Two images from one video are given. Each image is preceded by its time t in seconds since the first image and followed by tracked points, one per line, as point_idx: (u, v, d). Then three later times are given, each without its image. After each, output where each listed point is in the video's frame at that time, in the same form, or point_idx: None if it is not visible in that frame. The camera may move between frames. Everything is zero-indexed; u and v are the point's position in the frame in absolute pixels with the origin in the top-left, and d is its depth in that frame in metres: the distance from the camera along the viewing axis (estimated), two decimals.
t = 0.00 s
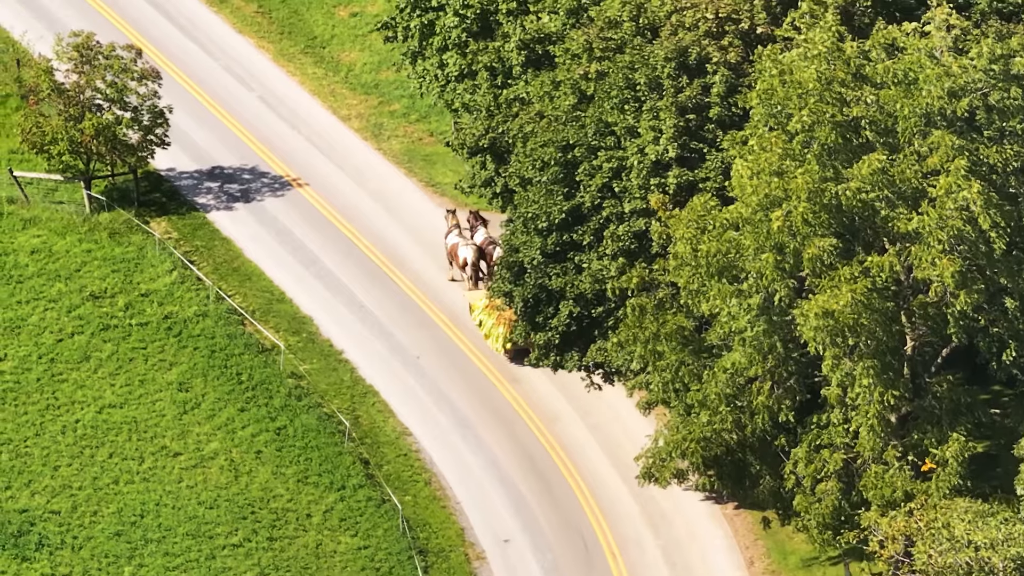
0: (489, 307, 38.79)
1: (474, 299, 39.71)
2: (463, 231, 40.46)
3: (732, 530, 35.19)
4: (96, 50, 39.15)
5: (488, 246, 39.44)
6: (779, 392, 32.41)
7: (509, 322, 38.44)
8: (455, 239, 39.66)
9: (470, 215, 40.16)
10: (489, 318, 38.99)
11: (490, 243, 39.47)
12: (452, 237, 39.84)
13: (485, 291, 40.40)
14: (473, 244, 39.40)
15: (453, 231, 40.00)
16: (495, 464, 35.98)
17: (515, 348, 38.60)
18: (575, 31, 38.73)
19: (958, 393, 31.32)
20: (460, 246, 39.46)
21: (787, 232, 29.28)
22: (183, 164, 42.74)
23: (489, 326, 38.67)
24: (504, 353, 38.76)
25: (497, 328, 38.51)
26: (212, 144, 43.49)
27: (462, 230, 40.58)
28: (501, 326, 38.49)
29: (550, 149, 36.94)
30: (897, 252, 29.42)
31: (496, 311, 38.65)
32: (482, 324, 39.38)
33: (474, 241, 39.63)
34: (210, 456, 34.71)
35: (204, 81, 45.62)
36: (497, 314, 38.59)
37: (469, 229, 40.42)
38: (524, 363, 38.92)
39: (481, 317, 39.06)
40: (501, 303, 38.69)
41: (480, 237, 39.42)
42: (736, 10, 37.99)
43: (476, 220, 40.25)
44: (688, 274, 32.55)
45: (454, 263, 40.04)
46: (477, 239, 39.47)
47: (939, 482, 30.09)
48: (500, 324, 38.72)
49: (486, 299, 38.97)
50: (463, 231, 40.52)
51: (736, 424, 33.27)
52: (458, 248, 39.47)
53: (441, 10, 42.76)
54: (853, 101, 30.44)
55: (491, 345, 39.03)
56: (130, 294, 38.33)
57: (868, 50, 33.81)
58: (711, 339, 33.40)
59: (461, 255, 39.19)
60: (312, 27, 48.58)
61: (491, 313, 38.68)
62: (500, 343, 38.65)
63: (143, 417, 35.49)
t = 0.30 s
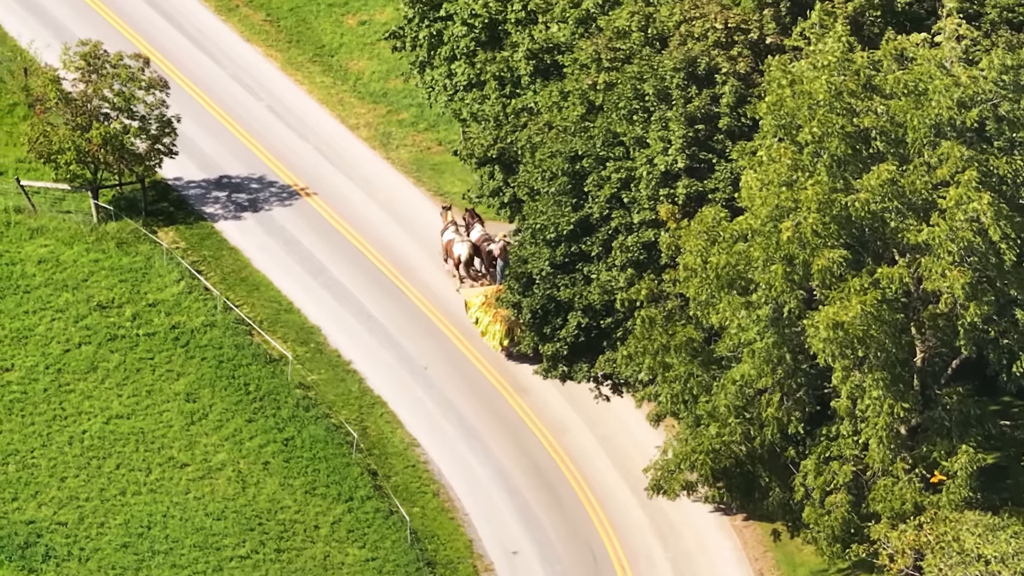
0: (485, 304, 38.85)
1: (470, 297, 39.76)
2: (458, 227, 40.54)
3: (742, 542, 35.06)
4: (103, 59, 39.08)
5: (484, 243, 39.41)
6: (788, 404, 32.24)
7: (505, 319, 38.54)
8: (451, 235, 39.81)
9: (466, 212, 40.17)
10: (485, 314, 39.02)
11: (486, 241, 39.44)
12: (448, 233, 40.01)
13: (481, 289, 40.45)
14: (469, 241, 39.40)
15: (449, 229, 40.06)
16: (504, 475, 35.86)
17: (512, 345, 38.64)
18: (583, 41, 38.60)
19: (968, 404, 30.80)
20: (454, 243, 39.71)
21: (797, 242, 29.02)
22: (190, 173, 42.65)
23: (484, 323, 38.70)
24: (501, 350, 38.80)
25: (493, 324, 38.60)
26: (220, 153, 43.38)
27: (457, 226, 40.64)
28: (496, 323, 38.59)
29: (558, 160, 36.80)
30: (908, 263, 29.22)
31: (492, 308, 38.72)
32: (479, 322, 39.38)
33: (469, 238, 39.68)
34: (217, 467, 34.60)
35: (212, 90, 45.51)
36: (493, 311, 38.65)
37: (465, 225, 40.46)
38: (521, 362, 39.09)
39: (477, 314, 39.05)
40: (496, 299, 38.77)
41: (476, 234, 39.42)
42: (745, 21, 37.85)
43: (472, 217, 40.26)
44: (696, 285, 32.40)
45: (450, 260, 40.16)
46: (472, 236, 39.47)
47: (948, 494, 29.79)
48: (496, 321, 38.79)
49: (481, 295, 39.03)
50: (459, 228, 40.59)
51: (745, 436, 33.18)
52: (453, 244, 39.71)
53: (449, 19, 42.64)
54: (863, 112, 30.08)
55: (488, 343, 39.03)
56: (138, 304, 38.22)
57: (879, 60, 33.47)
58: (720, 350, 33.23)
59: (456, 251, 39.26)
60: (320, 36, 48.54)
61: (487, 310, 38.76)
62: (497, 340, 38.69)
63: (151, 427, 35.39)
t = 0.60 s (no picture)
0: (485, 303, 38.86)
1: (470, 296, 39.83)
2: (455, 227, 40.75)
3: (754, 556, 34.81)
4: (115, 69, 39.05)
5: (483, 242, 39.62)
6: (801, 417, 32.06)
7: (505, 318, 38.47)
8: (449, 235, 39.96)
9: (464, 211, 40.51)
10: (485, 314, 39.07)
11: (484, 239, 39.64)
12: (446, 233, 40.06)
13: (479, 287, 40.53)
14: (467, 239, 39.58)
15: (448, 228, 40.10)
16: (516, 487, 35.73)
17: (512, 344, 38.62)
18: (596, 53, 38.51)
19: (982, 418, 30.41)
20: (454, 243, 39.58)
21: (810, 255, 28.97)
22: (201, 183, 42.55)
23: (484, 322, 38.67)
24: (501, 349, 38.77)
25: (493, 324, 38.54)
26: (231, 164, 43.27)
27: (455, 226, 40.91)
28: (497, 322, 38.51)
29: (570, 172, 36.75)
30: (921, 276, 29.05)
31: (491, 307, 38.70)
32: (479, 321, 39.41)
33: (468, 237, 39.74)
34: (228, 480, 34.48)
35: (223, 100, 45.41)
36: (492, 310, 38.62)
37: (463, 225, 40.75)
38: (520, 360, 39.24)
39: (476, 313, 39.10)
40: (496, 298, 38.75)
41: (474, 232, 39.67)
42: (758, 33, 37.35)
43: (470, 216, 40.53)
44: (709, 298, 32.26)
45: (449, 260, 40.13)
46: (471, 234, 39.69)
47: (963, 509, 29.74)
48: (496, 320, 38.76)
49: (481, 295, 39.03)
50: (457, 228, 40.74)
51: (758, 449, 33.03)
52: (452, 244, 39.56)
53: (462, 30, 42.57)
54: (876, 124, 29.75)
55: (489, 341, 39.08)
56: (149, 315, 38.13)
57: (893, 73, 33.30)
58: (733, 363, 33.06)
59: (456, 251, 39.22)
60: (333, 46, 48.40)
61: (487, 309, 38.74)
62: (497, 339, 38.64)
63: (162, 440, 35.28)
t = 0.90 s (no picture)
0: (485, 300, 38.95)
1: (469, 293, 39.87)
2: (455, 224, 41.02)
3: (768, 567, 34.58)
4: (126, 78, 38.67)
5: (482, 239, 39.85)
6: (814, 429, 31.84)
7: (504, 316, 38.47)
8: (448, 231, 40.25)
9: (463, 208, 40.84)
10: (485, 311, 39.10)
11: (483, 236, 39.84)
12: (446, 229, 40.38)
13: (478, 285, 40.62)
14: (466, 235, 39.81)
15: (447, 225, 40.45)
16: (528, 498, 35.53)
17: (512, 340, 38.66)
18: (608, 63, 38.30)
19: (996, 429, 30.29)
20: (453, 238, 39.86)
21: (824, 267, 28.69)
22: (213, 192, 42.43)
23: (485, 319, 38.70)
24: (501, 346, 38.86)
25: (492, 321, 38.57)
26: (242, 172, 43.15)
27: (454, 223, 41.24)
28: (496, 319, 38.55)
29: (582, 182, 36.62)
30: (935, 287, 28.76)
31: (491, 304, 38.76)
32: (478, 318, 39.46)
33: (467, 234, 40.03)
34: (240, 490, 34.33)
35: (235, 108, 45.28)
36: (492, 307, 38.68)
37: (463, 222, 41.01)
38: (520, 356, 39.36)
39: (477, 310, 39.17)
40: (495, 296, 38.83)
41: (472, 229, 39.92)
42: (772, 42, 36.96)
43: (470, 215, 40.86)
44: (722, 309, 32.10)
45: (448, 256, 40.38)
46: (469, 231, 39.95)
47: (976, 521, 29.59)
48: (496, 316, 38.82)
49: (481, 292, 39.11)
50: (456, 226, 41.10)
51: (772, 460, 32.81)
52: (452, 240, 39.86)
53: (474, 39, 42.46)
54: (890, 135, 29.47)
55: (489, 337, 39.14)
56: (160, 325, 38.03)
57: (906, 84, 33.01)
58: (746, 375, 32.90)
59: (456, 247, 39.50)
60: (345, 53, 48.30)
61: (487, 306, 38.82)
62: (497, 335, 38.67)
63: (173, 450, 35.15)
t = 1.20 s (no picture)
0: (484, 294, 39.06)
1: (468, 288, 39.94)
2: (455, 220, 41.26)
3: None
4: (137, 84, 38.79)
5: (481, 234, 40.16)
6: (828, 438, 31.65)
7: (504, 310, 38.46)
8: (447, 226, 40.70)
9: (463, 202, 41.05)
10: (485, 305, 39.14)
11: (482, 231, 40.10)
12: (445, 224, 40.81)
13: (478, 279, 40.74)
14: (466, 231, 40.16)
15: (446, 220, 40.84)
16: (541, 507, 35.40)
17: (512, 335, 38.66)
18: (621, 70, 38.16)
19: (1010, 439, 29.91)
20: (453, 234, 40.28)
21: (837, 277, 28.59)
22: (225, 199, 42.30)
23: (484, 314, 38.78)
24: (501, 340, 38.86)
25: (492, 315, 38.54)
26: (255, 179, 43.02)
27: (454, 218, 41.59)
28: (496, 314, 38.54)
29: (596, 191, 36.53)
30: (949, 296, 28.34)
31: (491, 299, 38.72)
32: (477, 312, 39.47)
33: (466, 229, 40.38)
34: (251, 499, 34.22)
35: (247, 114, 45.14)
36: (492, 301, 38.67)
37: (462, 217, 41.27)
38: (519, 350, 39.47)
39: (477, 304, 39.18)
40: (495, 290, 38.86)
41: (472, 225, 40.23)
42: (785, 50, 36.91)
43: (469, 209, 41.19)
44: (735, 319, 31.93)
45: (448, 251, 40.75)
46: (469, 227, 40.28)
47: (989, 531, 28.98)
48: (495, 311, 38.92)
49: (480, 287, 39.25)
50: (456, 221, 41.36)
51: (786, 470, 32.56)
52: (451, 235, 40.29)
53: (486, 46, 42.33)
54: (905, 143, 29.26)
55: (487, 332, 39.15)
56: (171, 332, 37.94)
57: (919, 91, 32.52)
58: (760, 384, 32.77)
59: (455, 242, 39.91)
60: (357, 60, 48.19)
61: (487, 300, 38.77)
62: (497, 330, 38.66)
63: (184, 458, 35.05)
